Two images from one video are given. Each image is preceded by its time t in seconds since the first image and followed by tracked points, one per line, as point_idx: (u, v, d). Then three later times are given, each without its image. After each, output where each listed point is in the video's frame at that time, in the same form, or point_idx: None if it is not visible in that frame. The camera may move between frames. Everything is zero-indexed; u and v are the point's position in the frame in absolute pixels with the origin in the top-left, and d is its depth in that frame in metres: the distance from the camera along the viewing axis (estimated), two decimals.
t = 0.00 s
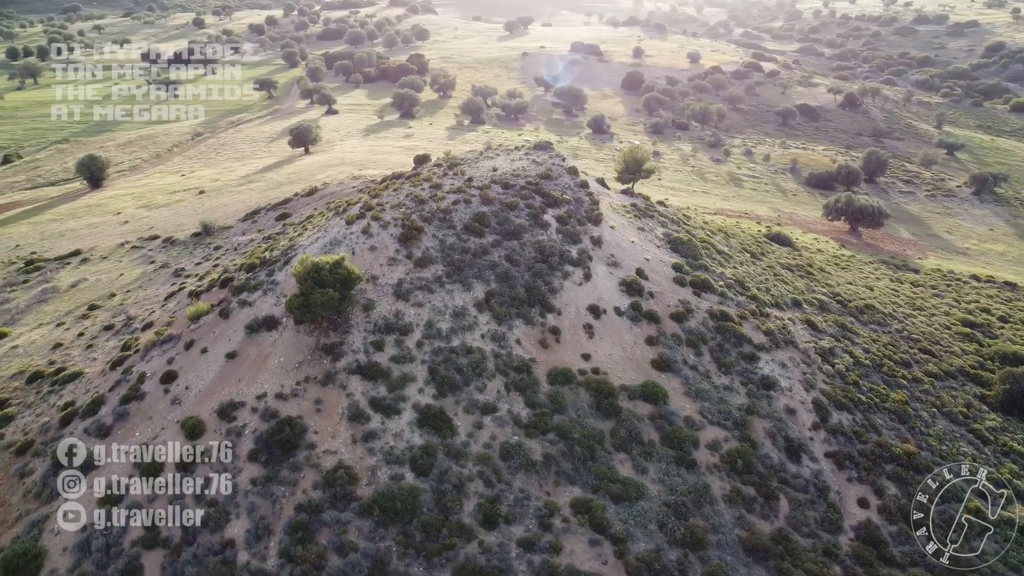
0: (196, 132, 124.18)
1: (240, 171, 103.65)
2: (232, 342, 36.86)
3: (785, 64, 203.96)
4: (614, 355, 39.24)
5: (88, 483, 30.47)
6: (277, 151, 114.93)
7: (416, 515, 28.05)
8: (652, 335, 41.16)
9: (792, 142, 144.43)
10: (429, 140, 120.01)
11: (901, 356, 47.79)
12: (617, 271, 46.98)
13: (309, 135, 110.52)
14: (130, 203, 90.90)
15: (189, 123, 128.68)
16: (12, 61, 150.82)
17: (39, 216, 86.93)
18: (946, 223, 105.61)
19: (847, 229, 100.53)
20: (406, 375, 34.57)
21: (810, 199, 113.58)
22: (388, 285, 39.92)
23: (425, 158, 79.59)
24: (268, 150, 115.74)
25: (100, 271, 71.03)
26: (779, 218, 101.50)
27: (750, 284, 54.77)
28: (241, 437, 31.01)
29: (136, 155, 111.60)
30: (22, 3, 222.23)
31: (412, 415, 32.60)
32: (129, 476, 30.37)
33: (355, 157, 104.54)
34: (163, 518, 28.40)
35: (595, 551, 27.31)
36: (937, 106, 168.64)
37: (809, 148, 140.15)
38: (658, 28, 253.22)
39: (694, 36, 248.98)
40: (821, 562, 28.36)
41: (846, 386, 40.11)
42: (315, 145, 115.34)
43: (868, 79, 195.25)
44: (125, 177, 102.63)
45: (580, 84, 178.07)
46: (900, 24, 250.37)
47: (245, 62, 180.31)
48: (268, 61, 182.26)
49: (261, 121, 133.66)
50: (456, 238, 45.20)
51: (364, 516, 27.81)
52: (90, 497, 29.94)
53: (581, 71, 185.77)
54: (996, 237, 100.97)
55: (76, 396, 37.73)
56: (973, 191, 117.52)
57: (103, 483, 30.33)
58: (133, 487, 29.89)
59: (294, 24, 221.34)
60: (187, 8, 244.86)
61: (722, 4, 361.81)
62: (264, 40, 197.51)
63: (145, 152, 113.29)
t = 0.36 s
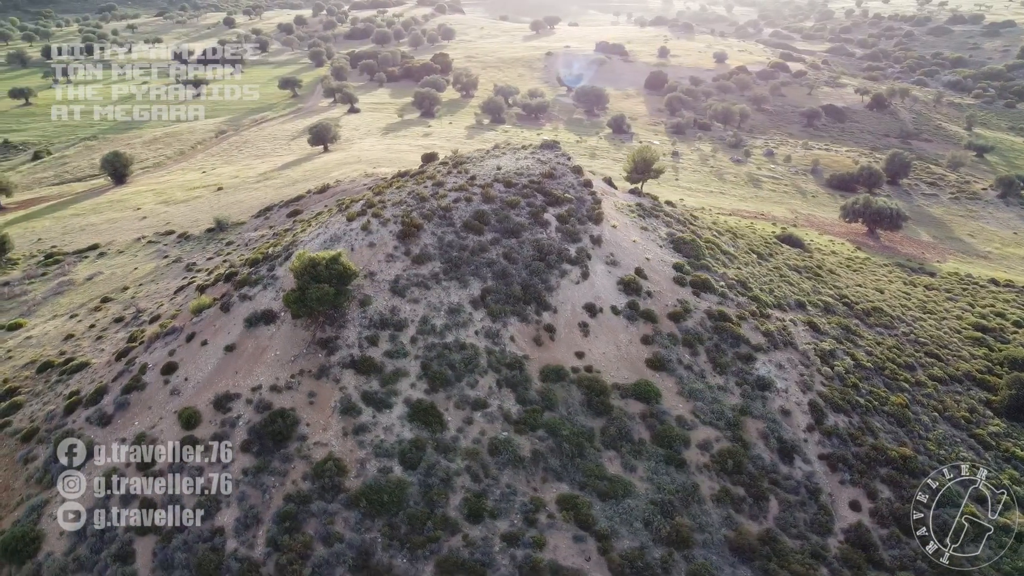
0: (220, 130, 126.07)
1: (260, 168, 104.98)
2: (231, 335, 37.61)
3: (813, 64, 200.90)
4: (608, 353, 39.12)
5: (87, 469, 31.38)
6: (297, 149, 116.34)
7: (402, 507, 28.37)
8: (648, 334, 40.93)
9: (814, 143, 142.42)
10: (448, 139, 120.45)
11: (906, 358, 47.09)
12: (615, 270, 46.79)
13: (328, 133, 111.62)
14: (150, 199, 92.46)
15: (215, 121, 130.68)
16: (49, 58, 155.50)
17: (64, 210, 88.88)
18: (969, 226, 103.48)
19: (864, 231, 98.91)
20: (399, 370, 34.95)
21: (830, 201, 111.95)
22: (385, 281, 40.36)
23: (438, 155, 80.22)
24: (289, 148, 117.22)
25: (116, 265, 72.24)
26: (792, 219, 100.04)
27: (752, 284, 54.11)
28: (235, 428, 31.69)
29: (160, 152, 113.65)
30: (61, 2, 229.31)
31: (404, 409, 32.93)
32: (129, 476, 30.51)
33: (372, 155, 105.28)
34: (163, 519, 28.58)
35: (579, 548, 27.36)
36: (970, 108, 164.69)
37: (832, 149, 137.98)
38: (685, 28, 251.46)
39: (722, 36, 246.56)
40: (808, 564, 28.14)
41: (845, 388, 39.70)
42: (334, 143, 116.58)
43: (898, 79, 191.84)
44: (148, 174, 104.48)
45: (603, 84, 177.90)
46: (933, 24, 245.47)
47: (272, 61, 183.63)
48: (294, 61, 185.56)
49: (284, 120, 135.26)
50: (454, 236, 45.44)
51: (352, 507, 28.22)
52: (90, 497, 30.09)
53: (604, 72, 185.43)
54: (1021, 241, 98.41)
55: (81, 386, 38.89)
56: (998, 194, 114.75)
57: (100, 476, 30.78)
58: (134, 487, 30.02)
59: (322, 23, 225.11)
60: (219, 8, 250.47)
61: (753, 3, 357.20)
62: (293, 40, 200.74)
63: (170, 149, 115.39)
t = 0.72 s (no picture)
0: (245, 128, 127.94)
1: (279, 165, 106.25)
2: (231, 327, 38.43)
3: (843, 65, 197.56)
4: (602, 351, 38.93)
5: (87, 456, 32.51)
6: (318, 147, 117.57)
7: (388, 499, 28.75)
8: (643, 332, 40.69)
9: (838, 144, 140.24)
10: (469, 138, 120.71)
11: (909, 361, 46.36)
12: (613, 269, 46.50)
13: (348, 131, 112.57)
14: (170, 194, 94.08)
15: (240, 119, 132.76)
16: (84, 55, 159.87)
17: (87, 205, 91.02)
18: (993, 230, 101.07)
19: (884, 233, 97.14)
20: (392, 364, 35.38)
21: (851, 202, 110.27)
22: (382, 277, 40.86)
23: (453, 153, 80.70)
24: (309, 145, 118.53)
25: (132, 258, 73.63)
26: (808, 220, 98.73)
27: (755, 284, 53.39)
28: (229, 418, 32.48)
29: (187, 149, 115.86)
30: (100, 3, 236.86)
31: (395, 403, 33.33)
32: (127, 467, 31.23)
33: (390, 153, 105.94)
34: (163, 518, 28.91)
35: (561, 542, 27.52)
36: (1005, 111, 160.41)
37: (856, 150, 135.83)
38: (713, 28, 249.32)
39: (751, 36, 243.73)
40: (793, 565, 28.00)
41: (842, 390, 39.18)
42: (354, 141, 117.81)
43: (931, 80, 188.13)
44: (171, 170, 106.48)
45: (628, 83, 177.17)
46: (971, 24, 240.47)
47: (299, 61, 186.85)
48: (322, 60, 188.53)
49: (306, 118, 136.80)
50: (453, 233, 45.69)
51: (339, 498, 28.69)
52: (92, 498, 30.47)
53: (629, 71, 184.58)
54: None
55: (87, 374, 40.21)
56: None
57: (100, 466, 31.58)
58: (134, 487, 30.33)
59: (351, 23, 228.43)
60: (252, 7, 256.19)
61: (785, 3, 352.53)
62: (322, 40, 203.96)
63: (194, 146, 117.42)
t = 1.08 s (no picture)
0: (265, 125, 129.20)
1: (295, 163, 106.97)
2: (229, 320, 39.16)
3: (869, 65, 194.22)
4: (594, 348, 38.90)
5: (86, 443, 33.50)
6: (335, 145, 118.37)
7: (374, 491, 29.17)
8: (636, 330, 40.56)
9: (859, 145, 138.28)
10: (485, 136, 120.62)
11: (910, 363, 45.72)
12: (610, 266, 46.22)
13: (363, 129, 113.15)
14: (186, 191, 95.35)
15: (261, 117, 134.13)
16: (113, 54, 163.40)
17: (106, 201, 92.78)
18: (1013, 233, 98.91)
19: (898, 235, 95.71)
20: (383, 358, 35.80)
21: (868, 204, 108.73)
22: (377, 273, 41.28)
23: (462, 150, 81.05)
24: (326, 144, 119.16)
25: (144, 252, 74.52)
26: (821, 221, 97.64)
27: (754, 284, 52.78)
28: (222, 408, 33.18)
29: (207, 146, 117.34)
30: (133, 2, 242.88)
31: (384, 396, 33.76)
32: (123, 454, 32.02)
33: (403, 151, 106.30)
34: (164, 518, 28.99)
35: (543, 537, 27.72)
36: None
37: (876, 151, 133.88)
38: (737, 27, 247.39)
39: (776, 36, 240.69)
40: (776, 564, 27.93)
41: (837, 391, 38.78)
42: (369, 139, 118.45)
43: (960, 81, 184.65)
44: (190, 166, 107.87)
45: (648, 83, 176.38)
46: (1004, 25, 235.59)
47: (323, 59, 189.33)
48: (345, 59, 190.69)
49: (325, 116, 137.86)
50: (450, 229, 45.92)
51: (325, 488, 29.19)
52: (91, 498, 30.56)
53: (651, 71, 183.62)
54: None
55: (91, 365, 41.32)
56: None
57: (96, 454, 32.43)
58: (135, 487, 30.42)
59: (375, 22, 230.79)
60: (279, 7, 260.77)
61: (814, 3, 348.16)
62: (346, 40, 205.86)
63: (214, 143, 118.91)
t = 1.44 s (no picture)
0: (284, 123, 130.30)
1: (309, 160, 107.38)
2: (225, 313, 39.87)
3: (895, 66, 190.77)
4: (584, 345, 38.95)
5: (83, 431, 34.53)
6: (351, 143, 118.79)
7: (357, 482, 29.61)
8: (627, 328, 40.48)
9: (879, 146, 136.32)
10: (501, 135, 120.35)
11: (908, 365, 45.15)
12: (604, 264, 46.11)
13: (378, 127, 113.30)
14: (201, 187, 96.50)
15: (281, 115, 135.25)
16: (140, 52, 166.34)
17: (123, 196, 94.36)
18: None
19: (912, 237, 94.36)
20: (373, 352, 36.26)
21: (885, 205, 107.26)
22: (371, 268, 41.78)
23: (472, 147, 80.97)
24: (342, 142, 119.38)
25: (155, 247, 75.55)
26: (834, 223, 96.61)
27: (753, 283, 52.32)
28: (215, 399, 33.94)
29: (227, 143, 118.63)
30: (163, 2, 248.14)
31: (373, 389, 34.22)
32: (117, 442, 32.91)
33: (417, 150, 106.41)
34: (164, 518, 28.99)
35: (522, 530, 27.95)
36: None
37: (896, 153, 131.96)
38: (762, 27, 245.11)
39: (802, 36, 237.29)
40: (756, 562, 27.91)
41: (829, 391, 38.47)
42: (383, 138, 118.81)
43: (990, 82, 181.10)
44: (207, 163, 109.05)
45: (668, 83, 175.23)
46: None
47: (346, 58, 191.26)
48: (368, 58, 192.36)
49: (343, 115, 138.61)
50: (445, 226, 46.21)
51: (311, 478, 29.70)
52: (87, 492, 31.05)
53: (671, 70, 182.34)
54: None
55: (93, 355, 42.46)
56: None
57: (92, 441, 33.31)
58: (135, 488, 30.68)
59: (399, 21, 232.69)
60: (305, 7, 264.65)
61: (843, 3, 343.90)
62: (369, 40, 207.38)
63: (234, 141, 120.11)
